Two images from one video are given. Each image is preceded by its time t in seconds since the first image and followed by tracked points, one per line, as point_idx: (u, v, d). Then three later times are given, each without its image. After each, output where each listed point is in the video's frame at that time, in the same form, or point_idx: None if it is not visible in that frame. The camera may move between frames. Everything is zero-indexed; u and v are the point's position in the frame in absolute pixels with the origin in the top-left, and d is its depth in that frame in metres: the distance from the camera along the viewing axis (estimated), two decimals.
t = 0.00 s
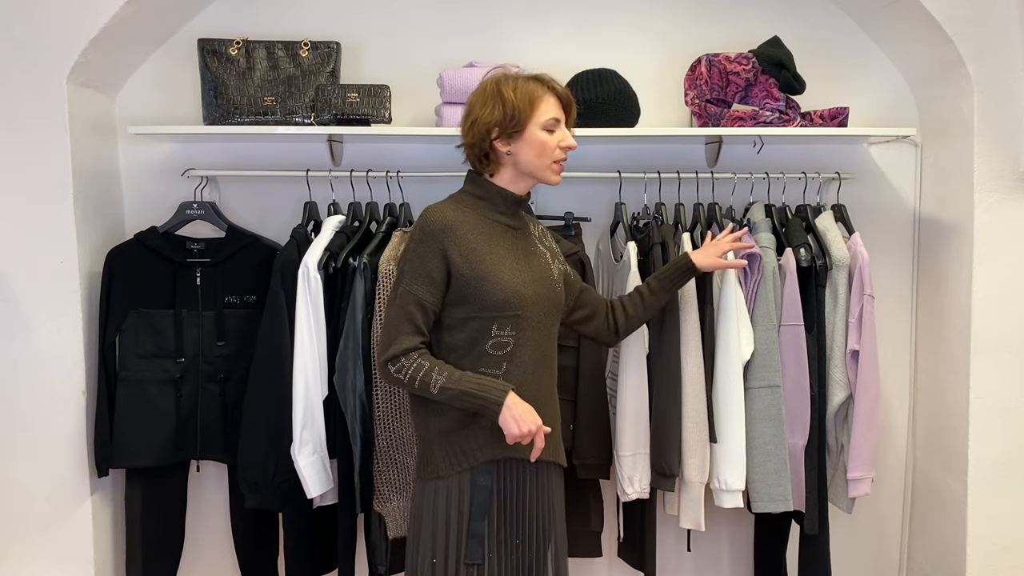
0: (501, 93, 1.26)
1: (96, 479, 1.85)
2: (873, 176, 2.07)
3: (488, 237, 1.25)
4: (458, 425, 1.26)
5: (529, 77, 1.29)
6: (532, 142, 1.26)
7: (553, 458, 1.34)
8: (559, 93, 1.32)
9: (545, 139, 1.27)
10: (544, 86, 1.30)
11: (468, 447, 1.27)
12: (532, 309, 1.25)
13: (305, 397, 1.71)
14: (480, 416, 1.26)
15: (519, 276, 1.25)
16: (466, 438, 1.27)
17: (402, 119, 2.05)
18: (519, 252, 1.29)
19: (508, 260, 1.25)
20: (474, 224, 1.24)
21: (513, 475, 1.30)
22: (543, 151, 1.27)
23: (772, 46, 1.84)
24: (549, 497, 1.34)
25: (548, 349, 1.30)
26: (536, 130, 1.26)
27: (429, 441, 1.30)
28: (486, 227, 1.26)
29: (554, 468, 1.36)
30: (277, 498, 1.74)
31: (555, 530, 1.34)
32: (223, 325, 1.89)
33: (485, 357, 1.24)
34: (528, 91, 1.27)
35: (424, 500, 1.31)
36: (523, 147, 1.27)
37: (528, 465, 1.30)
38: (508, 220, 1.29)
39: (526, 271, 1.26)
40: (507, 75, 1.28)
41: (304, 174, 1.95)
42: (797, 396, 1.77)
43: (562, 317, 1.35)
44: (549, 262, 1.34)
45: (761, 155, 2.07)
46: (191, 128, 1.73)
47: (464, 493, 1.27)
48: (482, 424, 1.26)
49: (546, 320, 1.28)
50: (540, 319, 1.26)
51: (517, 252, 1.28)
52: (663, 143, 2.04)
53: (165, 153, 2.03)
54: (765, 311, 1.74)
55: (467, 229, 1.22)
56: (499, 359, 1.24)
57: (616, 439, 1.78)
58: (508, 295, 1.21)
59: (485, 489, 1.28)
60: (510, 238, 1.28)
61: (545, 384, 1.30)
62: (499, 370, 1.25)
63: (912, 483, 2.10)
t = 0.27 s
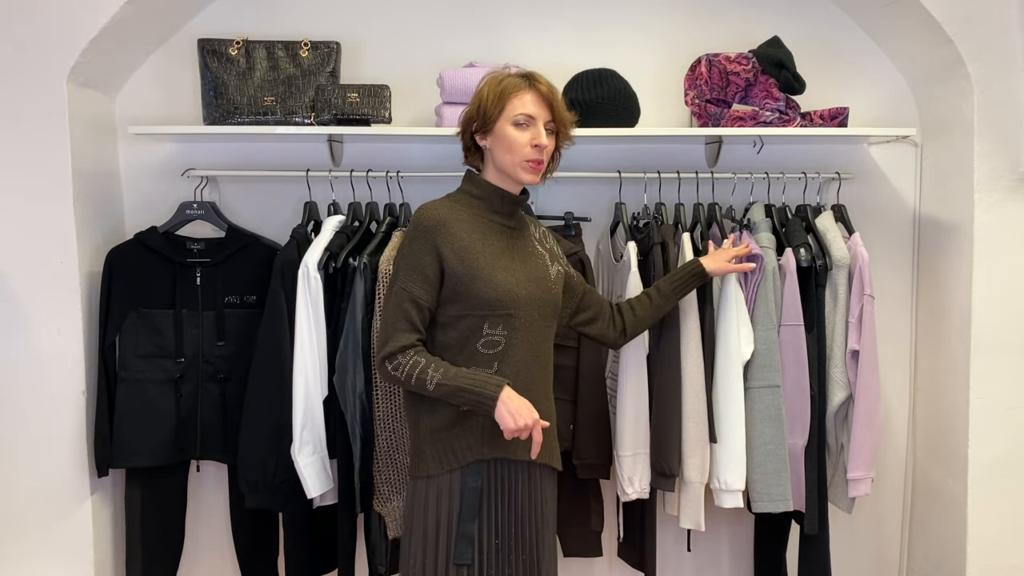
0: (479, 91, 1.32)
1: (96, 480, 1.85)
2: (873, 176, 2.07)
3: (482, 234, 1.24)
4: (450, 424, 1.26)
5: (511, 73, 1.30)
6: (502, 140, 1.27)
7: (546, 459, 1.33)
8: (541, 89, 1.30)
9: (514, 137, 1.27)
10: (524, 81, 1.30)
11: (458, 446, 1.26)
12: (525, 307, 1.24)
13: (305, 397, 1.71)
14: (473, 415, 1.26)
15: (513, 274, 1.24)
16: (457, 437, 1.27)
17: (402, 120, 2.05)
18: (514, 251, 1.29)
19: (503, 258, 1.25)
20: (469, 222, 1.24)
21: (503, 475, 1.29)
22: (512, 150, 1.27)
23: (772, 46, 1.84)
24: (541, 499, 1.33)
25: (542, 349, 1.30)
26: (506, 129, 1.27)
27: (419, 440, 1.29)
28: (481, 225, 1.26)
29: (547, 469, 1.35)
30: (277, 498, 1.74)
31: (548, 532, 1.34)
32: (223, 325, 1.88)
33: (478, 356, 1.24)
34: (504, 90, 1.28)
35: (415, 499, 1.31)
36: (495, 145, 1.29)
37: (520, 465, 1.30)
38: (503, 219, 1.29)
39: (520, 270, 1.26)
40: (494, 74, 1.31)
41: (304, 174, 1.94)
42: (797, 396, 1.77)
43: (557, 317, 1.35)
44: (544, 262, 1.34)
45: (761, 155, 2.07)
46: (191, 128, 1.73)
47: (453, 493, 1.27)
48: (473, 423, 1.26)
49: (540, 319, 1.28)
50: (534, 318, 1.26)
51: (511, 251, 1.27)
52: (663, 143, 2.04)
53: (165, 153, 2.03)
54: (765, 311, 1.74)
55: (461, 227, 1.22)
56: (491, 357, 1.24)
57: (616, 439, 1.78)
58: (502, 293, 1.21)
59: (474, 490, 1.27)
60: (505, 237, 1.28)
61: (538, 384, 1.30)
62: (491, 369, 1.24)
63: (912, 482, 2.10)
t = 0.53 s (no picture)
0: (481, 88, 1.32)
1: (96, 480, 1.85)
2: (873, 176, 2.07)
3: (474, 235, 1.24)
4: (443, 424, 1.26)
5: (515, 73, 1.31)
6: (500, 137, 1.27)
7: (542, 461, 1.32)
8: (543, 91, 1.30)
9: (513, 135, 1.26)
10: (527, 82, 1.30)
11: (452, 446, 1.26)
12: (517, 308, 1.23)
13: (305, 397, 1.71)
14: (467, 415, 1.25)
15: (505, 274, 1.24)
16: (451, 438, 1.26)
17: (402, 120, 2.05)
18: (507, 252, 1.28)
19: (495, 259, 1.24)
20: (460, 222, 1.24)
21: (498, 477, 1.28)
22: (510, 147, 1.27)
23: (772, 46, 1.84)
24: (537, 500, 1.32)
25: (536, 349, 1.29)
26: (505, 126, 1.27)
27: (415, 439, 1.29)
28: (473, 226, 1.25)
29: (544, 471, 1.35)
30: (277, 498, 1.74)
31: (544, 535, 1.33)
32: (223, 325, 1.89)
33: (470, 356, 1.23)
34: (507, 88, 1.28)
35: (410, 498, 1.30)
36: (493, 142, 1.28)
37: (515, 467, 1.29)
38: (496, 220, 1.28)
39: (513, 270, 1.26)
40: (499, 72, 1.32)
41: (304, 174, 1.95)
42: (797, 396, 1.77)
43: (553, 318, 1.34)
44: (540, 262, 1.33)
45: (761, 155, 2.07)
46: (191, 128, 1.73)
47: (447, 494, 1.27)
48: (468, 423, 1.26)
49: (533, 319, 1.27)
50: (527, 320, 1.25)
51: (504, 252, 1.27)
52: (663, 143, 2.04)
53: (165, 153, 2.03)
54: (765, 311, 1.74)
55: (452, 228, 1.23)
56: (483, 357, 1.23)
57: (616, 439, 1.78)
58: (493, 293, 1.21)
59: (469, 491, 1.26)
60: (498, 238, 1.27)
61: (532, 385, 1.29)
62: (483, 370, 1.24)
63: (912, 482, 2.10)
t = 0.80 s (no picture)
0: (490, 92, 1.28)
1: (96, 480, 1.85)
2: (873, 176, 2.07)
3: (476, 232, 1.24)
4: (439, 421, 1.25)
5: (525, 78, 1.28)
6: (511, 147, 1.25)
7: (537, 463, 1.32)
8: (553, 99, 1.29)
9: (525, 145, 1.25)
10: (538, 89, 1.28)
11: (447, 445, 1.26)
12: (517, 307, 1.24)
13: (305, 397, 1.71)
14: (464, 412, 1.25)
15: (506, 273, 1.24)
16: (446, 436, 1.26)
17: (402, 120, 2.05)
18: (509, 251, 1.28)
19: (497, 257, 1.24)
20: (464, 218, 1.24)
21: (493, 477, 1.28)
22: (521, 158, 1.26)
23: (772, 47, 1.84)
24: (532, 502, 1.32)
25: (533, 350, 1.28)
26: (516, 137, 1.25)
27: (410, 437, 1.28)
28: (476, 223, 1.25)
29: (539, 474, 1.34)
30: (277, 498, 1.74)
31: (540, 537, 1.32)
32: (223, 325, 1.89)
33: (467, 353, 1.23)
34: (517, 95, 1.26)
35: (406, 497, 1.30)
36: (503, 150, 1.27)
37: (510, 468, 1.29)
38: (498, 219, 1.28)
39: (515, 270, 1.26)
40: (508, 75, 1.29)
41: (304, 174, 1.95)
42: (797, 396, 1.77)
43: (552, 321, 1.34)
44: (540, 265, 1.33)
45: (762, 155, 2.07)
46: (191, 128, 1.73)
47: (442, 494, 1.26)
48: (464, 420, 1.25)
49: (532, 320, 1.27)
50: (525, 319, 1.25)
51: (505, 251, 1.27)
52: (663, 143, 2.04)
53: (165, 154, 2.03)
54: (765, 311, 1.74)
55: (455, 224, 1.22)
56: (480, 355, 1.23)
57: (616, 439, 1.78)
58: (494, 291, 1.20)
59: (464, 492, 1.26)
60: (500, 236, 1.27)
61: (529, 385, 1.29)
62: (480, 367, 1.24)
63: (912, 482, 2.10)
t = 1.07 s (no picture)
0: (498, 95, 1.27)
1: (96, 480, 1.85)
2: (873, 176, 2.07)
3: (481, 231, 1.24)
4: (438, 419, 1.24)
5: (534, 85, 1.27)
6: (515, 156, 1.25)
7: (536, 465, 1.31)
8: (560, 110, 1.28)
9: (528, 155, 1.25)
10: (546, 98, 1.27)
11: (445, 444, 1.25)
12: (520, 307, 1.24)
13: (305, 397, 1.70)
14: (465, 411, 1.24)
15: (509, 272, 1.24)
16: (444, 434, 1.25)
17: (402, 120, 2.05)
18: (512, 251, 1.28)
19: (500, 256, 1.24)
20: (468, 217, 1.24)
21: (490, 478, 1.28)
22: (524, 167, 1.25)
23: (772, 47, 1.84)
24: (529, 504, 1.31)
25: (533, 352, 1.29)
26: (520, 146, 1.25)
27: (407, 435, 1.27)
28: (480, 222, 1.25)
29: (536, 477, 1.33)
30: (277, 498, 1.74)
31: (537, 540, 1.32)
32: (223, 325, 1.89)
33: (467, 352, 1.22)
34: (524, 103, 1.25)
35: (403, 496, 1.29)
36: (507, 158, 1.26)
37: (509, 470, 1.29)
38: (501, 220, 1.28)
39: (518, 270, 1.26)
40: (516, 81, 1.27)
41: (304, 174, 1.94)
42: (797, 396, 1.77)
43: (552, 325, 1.34)
44: (541, 269, 1.34)
45: (761, 155, 2.07)
46: (191, 128, 1.73)
47: (440, 494, 1.25)
48: (463, 419, 1.24)
49: (533, 320, 1.27)
50: (527, 319, 1.25)
51: (508, 251, 1.27)
52: (663, 143, 2.04)
53: (165, 154, 2.03)
54: (765, 311, 1.74)
55: (458, 223, 1.22)
56: (481, 354, 1.23)
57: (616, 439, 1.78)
58: (497, 289, 1.20)
59: (462, 492, 1.25)
60: (504, 237, 1.28)
61: (528, 386, 1.28)
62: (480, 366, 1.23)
63: (912, 482, 2.10)
